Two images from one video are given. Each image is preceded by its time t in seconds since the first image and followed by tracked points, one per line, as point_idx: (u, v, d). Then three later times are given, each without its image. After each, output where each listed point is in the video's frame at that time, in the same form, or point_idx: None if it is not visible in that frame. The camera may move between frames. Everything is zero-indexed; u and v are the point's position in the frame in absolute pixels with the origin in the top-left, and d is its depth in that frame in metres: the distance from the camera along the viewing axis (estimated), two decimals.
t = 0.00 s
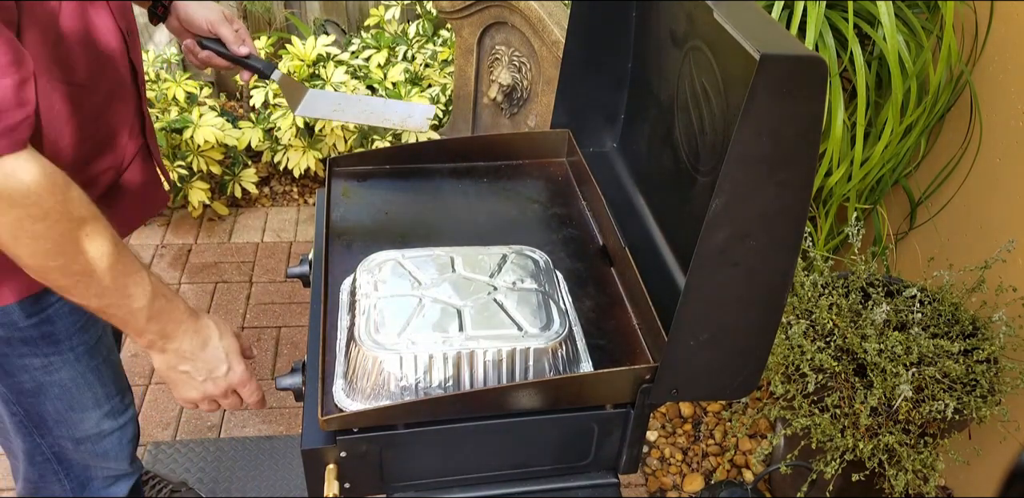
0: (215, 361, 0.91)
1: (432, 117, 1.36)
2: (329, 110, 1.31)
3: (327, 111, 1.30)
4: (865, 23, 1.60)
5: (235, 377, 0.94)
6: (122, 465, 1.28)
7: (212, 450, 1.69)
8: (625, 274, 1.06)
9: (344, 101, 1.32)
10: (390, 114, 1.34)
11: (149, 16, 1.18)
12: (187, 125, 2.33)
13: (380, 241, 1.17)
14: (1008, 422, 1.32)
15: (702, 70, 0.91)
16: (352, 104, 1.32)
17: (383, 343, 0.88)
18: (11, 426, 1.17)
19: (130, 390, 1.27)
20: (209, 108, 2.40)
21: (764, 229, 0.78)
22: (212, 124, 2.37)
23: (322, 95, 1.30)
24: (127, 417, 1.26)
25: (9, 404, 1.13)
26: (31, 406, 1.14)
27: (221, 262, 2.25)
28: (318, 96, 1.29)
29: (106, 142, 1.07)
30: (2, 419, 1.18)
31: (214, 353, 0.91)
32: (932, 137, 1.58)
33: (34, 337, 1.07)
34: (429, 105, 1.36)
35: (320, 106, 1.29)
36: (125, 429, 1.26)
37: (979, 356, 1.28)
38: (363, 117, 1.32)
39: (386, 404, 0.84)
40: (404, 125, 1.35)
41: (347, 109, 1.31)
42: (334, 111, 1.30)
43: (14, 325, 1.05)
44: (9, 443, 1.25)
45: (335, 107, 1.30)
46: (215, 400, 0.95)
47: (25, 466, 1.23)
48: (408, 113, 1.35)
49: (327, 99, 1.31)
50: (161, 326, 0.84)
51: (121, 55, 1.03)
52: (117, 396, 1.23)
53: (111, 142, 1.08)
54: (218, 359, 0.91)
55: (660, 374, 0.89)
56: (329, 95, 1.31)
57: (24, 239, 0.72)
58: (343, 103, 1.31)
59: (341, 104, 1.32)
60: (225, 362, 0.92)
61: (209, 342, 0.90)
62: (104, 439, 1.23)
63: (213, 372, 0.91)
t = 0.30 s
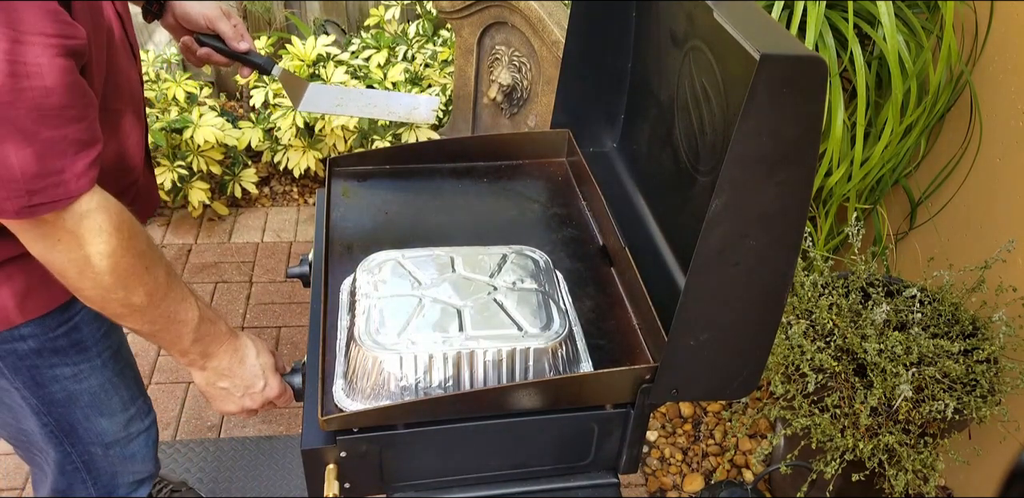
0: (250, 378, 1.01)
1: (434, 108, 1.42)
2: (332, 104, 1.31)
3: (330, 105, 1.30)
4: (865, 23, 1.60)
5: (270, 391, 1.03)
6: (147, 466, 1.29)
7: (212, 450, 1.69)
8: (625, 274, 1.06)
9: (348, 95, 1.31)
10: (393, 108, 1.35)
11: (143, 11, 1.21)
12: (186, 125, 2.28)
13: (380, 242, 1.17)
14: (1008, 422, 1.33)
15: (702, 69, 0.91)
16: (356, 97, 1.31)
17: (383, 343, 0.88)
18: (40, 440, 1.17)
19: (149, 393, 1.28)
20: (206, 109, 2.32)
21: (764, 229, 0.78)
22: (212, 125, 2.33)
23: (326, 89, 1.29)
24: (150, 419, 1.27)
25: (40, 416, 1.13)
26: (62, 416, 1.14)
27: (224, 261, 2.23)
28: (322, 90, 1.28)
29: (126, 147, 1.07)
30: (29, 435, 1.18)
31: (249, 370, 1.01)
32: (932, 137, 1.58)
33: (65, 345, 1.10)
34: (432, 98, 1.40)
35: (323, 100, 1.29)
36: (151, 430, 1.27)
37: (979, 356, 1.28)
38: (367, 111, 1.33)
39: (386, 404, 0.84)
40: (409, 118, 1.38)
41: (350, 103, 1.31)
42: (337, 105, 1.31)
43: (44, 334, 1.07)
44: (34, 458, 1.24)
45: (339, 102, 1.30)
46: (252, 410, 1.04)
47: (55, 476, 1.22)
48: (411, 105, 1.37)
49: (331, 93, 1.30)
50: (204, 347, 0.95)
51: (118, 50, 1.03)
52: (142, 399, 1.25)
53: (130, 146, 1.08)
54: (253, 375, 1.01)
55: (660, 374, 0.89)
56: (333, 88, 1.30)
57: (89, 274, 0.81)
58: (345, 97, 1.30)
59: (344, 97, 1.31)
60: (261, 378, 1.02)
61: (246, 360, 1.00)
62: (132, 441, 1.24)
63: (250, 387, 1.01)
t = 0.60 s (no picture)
0: (250, 376, 0.99)
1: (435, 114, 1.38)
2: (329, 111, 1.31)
3: (327, 112, 1.30)
4: (865, 23, 1.60)
5: (270, 389, 1.02)
6: (152, 469, 1.30)
7: (211, 450, 1.69)
8: (625, 274, 1.06)
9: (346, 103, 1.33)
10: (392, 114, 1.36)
11: (139, 17, 1.20)
12: (187, 125, 2.39)
13: (380, 242, 1.17)
14: (1008, 422, 1.33)
15: (702, 69, 0.91)
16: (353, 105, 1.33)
17: (383, 342, 0.88)
18: (48, 446, 1.18)
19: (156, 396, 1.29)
20: (207, 112, 2.45)
21: (764, 229, 0.78)
22: (212, 124, 2.42)
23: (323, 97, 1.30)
24: (158, 422, 1.28)
25: (48, 422, 1.13)
26: (70, 421, 1.15)
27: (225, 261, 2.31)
28: (318, 98, 1.30)
29: (134, 150, 1.07)
30: (37, 439, 1.19)
31: (248, 368, 0.99)
32: (932, 137, 1.57)
33: (73, 351, 1.09)
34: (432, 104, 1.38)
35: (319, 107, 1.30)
36: (158, 434, 1.28)
37: (979, 356, 1.28)
38: (364, 118, 1.34)
39: (386, 404, 0.84)
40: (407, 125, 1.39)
41: (348, 110, 1.32)
42: (335, 112, 1.30)
43: (53, 340, 1.06)
44: (41, 462, 1.26)
45: (336, 108, 1.31)
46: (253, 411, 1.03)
47: (63, 482, 1.24)
48: (411, 112, 1.36)
49: (328, 101, 1.31)
50: (203, 347, 0.94)
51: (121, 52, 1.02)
52: (148, 401, 1.25)
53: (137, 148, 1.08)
54: (252, 373, 1.00)
55: (660, 374, 0.89)
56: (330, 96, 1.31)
57: (93, 278, 0.80)
58: (344, 103, 1.32)
59: (342, 104, 1.32)
60: (260, 377, 1.00)
61: (245, 357, 0.99)
62: (140, 445, 1.25)
63: (250, 386, 1.00)
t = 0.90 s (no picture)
0: (209, 362, 0.98)
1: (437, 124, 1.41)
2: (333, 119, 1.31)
3: (331, 119, 1.30)
4: (865, 23, 1.60)
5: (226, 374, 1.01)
6: (144, 473, 1.32)
7: (211, 450, 1.69)
8: (625, 274, 1.06)
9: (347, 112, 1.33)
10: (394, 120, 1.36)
11: (144, 27, 1.23)
12: (187, 125, 2.41)
13: (380, 242, 1.17)
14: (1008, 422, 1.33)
15: (702, 69, 0.91)
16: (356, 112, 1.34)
17: (383, 342, 0.88)
18: (40, 446, 1.19)
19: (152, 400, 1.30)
20: (209, 114, 2.46)
21: (764, 229, 0.78)
22: (213, 124, 2.44)
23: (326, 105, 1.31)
24: (152, 426, 1.29)
25: (41, 423, 1.14)
26: (63, 424, 1.16)
27: (225, 260, 2.31)
28: (322, 106, 1.30)
29: (135, 148, 1.05)
30: (31, 438, 1.19)
31: (207, 354, 0.97)
32: (932, 137, 1.57)
33: (70, 353, 1.08)
34: (434, 113, 1.41)
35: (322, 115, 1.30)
36: (152, 437, 1.29)
37: (979, 356, 1.28)
38: (367, 124, 1.34)
39: (386, 404, 0.84)
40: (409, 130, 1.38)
41: (351, 118, 1.33)
42: (338, 120, 1.31)
43: (49, 343, 1.05)
44: (38, 462, 1.27)
45: (340, 116, 1.31)
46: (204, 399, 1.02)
47: (55, 483, 1.25)
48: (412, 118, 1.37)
49: (330, 109, 1.32)
50: (162, 335, 0.90)
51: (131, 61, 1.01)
52: (143, 405, 1.26)
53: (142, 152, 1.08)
54: (211, 359, 0.98)
55: (660, 374, 0.89)
56: (332, 104, 1.32)
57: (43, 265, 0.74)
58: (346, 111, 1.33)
59: (345, 112, 1.33)
60: (219, 362, 0.99)
61: (202, 343, 0.97)
62: (133, 448, 1.27)
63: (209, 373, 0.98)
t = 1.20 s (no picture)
0: (51, 385, 0.94)
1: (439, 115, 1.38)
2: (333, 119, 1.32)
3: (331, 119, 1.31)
4: (865, 23, 1.60)
5: (65, 405, 0.96)
6: (137, 477, 1.36)
7: (212, 450, 1.69)
8: (625, 274, 1.06)
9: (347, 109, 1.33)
10: (396, 116, 1.34)
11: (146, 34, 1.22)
12: (187, 126, 2.37)
13: (380, 242, 1.17)
14: (1007, 422, 1.33)
15: (702, 69, 0.91)
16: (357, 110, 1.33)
17: (383, 342, 0.88)
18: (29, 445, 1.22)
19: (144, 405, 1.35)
20: (207, 111, 2.42)
21: (764, 229, 0.78)
22: (213, 125, 2.40)
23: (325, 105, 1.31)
24: (144, 432, 1.34)
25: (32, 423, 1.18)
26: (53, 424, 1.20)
27: (225, 260, 2.31)
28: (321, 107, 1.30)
29: (133, 151, 1.06)
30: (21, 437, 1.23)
31: (50, 376, 0.93)
32: (932, 137, 1.57)
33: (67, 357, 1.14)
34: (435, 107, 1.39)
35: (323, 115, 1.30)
36: (144, 442, 1.34)
37: (978, 356, 1.28)
38: (368, 122, 1.33)
39: (386, 404, 0.84)
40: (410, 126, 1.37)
41: (351, 117, 1.32)
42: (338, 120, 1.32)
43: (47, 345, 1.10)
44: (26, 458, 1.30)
45: (339, 117, 1.32)
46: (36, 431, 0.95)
47: (42, 481, 1.28)
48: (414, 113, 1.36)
49: (331, 108, 1.32)
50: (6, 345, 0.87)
51: (142, 69, 1.00)
52: (134, 410, 1.30)
53: (137, 150, 1.07)
54: (54, 384, 0.94)
55: (660, 374, 0.89)
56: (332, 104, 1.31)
57: None
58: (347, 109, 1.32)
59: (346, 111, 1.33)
60: (61, 389, 0.95)
61: (47, 364, 0.93)
62: (124, 453, 1.31)
63: (49, 398, 0.94)
